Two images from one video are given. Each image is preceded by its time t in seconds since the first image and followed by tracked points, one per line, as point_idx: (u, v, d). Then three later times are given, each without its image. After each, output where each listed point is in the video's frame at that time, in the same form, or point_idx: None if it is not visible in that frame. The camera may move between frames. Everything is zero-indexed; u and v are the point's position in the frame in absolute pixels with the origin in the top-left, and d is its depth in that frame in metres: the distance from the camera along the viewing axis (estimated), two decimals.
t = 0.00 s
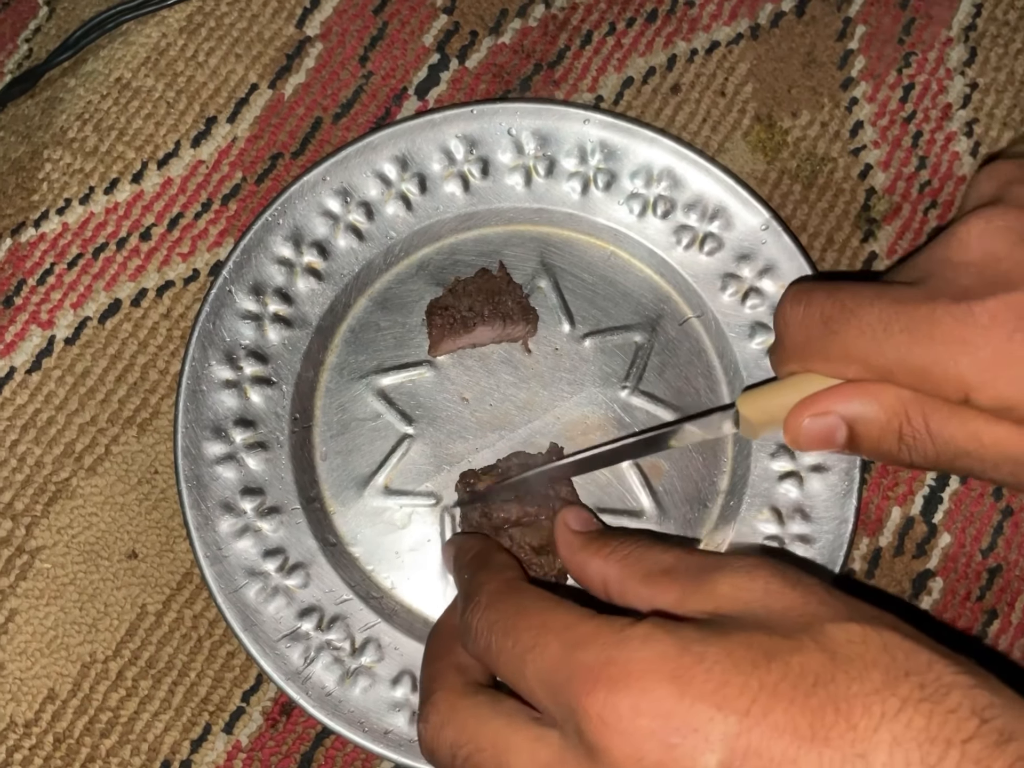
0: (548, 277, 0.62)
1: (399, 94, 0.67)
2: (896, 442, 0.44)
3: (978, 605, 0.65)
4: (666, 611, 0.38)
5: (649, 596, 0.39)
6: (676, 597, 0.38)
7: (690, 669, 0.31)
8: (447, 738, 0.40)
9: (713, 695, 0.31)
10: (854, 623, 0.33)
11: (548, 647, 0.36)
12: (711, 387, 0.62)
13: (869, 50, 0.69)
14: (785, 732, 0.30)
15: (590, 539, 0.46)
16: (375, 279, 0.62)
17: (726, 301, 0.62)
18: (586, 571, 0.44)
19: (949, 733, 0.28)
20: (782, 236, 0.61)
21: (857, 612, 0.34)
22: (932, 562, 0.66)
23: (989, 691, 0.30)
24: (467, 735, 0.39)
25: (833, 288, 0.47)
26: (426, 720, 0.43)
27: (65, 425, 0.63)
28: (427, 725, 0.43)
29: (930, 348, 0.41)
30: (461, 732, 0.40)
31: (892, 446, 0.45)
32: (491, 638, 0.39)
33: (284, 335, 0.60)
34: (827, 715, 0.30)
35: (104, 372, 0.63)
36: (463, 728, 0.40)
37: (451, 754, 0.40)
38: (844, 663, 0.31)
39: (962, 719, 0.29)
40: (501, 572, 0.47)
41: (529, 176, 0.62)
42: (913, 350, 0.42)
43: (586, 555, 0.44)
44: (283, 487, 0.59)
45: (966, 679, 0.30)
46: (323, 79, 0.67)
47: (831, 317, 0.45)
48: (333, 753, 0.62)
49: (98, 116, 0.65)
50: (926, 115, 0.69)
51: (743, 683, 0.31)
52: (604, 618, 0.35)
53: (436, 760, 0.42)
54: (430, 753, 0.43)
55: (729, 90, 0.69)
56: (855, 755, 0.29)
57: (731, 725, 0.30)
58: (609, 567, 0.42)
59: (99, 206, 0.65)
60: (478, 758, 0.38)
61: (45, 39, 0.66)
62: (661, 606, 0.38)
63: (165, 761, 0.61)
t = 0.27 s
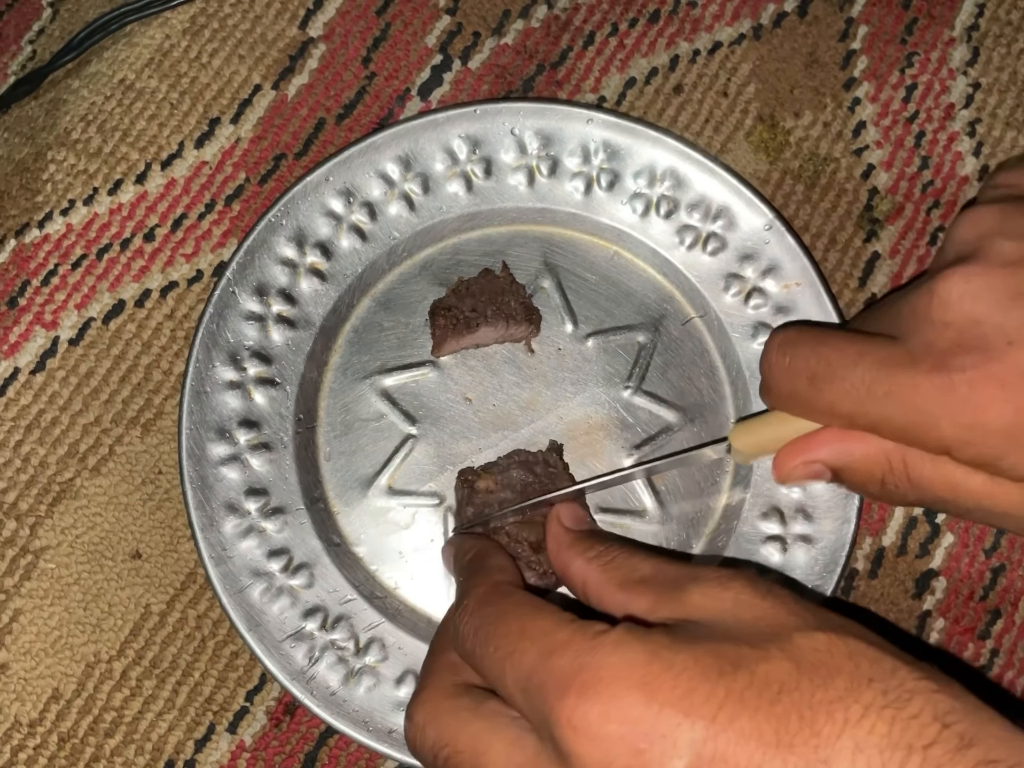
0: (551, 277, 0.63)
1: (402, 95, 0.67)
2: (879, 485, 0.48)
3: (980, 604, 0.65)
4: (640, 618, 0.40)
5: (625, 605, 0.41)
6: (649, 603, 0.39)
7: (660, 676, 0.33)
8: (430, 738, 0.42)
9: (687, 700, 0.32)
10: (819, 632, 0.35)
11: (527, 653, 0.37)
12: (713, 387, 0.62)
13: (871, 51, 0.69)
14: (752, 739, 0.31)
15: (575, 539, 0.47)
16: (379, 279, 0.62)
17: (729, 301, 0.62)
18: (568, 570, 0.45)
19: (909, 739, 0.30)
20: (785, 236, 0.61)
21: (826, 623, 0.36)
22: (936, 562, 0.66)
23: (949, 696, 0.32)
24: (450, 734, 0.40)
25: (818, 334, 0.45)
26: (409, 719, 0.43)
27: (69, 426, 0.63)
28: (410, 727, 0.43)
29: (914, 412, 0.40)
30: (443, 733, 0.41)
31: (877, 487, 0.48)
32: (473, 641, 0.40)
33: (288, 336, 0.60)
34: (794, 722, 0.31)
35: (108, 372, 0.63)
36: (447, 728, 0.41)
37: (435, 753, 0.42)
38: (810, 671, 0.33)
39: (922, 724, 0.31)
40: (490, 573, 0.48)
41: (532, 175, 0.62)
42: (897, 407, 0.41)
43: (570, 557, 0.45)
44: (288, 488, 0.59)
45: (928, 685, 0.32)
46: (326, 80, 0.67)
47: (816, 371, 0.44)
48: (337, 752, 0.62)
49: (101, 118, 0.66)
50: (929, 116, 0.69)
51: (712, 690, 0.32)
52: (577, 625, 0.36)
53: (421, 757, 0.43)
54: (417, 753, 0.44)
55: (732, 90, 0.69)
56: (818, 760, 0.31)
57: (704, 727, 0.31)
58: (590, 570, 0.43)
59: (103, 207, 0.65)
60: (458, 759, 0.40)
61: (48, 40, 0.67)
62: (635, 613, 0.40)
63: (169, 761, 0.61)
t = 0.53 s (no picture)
0: (553, 277, 0.62)
1: (403, 95, 0.67)
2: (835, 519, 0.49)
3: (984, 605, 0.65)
4: (638, 622, 0.41)
5: (624, 610, 0.42)
6: (648, 607, 0.41)
7: (652, 683, 0.32)
8: (424, 746, 0.42)
9: (676, 708, 0.31)
10: (815, 638, 0.34)
11: (519, 661, 0.37)
12: (716, 388, 0.62)
13: (875, 50, 0.69)
14: (744, 746, 0.30)
15: (575, 549, 0.48)
16: (380, 280, 0.62)
17: (732, 301, 0.62)
18: (570, 581, 0.47)
19: (899, 747, 0.29)
20: (788, 236, 0.60)
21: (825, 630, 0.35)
22: (940, 563, 0.65)
23: (942, 704, 0.31)
24: (443, 742, 0.40)
25: (778, 362, 0.46)
26: (404, 725, 0.44)
27: (69, 427, 0.63)
28: (406, 734, 0.44)
29: (841, 446, 0.40)
30: (436, 741, 0.41)
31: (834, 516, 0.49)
32: (468, 649, 0.41)
33: (289, 338, 0.60)
34: (783, 728, 0.30)
35: (108, 373, 0.63)
36: (440, 736, 0.41)
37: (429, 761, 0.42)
38: (803, 678, 0.32)
39: (914, 734, 0.30)
40: (484, 581, 0.48)
41: (533, 175, 0.62)
42: (824, 436, 0.41)
43: (571, 568, 0.47)
44: (289, 490, 0.59)
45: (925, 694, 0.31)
46: (327, 80, 0.67)
47: (764, 394, 0.45)
48: (338, 754, 0.62)
49: (101, 118, 0.65)
50: (932, 115, 0.69)
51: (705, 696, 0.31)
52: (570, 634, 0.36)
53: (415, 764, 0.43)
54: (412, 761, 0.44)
55: (734, 89, 0.68)
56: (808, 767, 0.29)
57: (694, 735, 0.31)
58: (591, 579, 0.45)
59: (103, 208, 0.65)
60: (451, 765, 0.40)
61: (49, 40, 0.66)
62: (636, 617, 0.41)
63: (170, 764, 0.61)
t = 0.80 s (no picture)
0: (553, 278, 0.62)
1: (403, 96, 0.67)
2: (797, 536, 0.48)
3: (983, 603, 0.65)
4: (637, 625, 0.41)
5: (622, 611, 0.42)
6: (646, 611, 0.40)
7: (658, 689, 0.32)
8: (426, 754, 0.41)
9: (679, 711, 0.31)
10: (810, 638, 0.34)
11: (521, 669, 0.37)
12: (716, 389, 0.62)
13: (875, 51, 0.69)
14: (749, 748, 0.31)
15: (570, 551, 0.49)
16: (380, 281, 0.62)
17: (732, 302, 0.62)
18: (565, 584, 0.47)
19: (895, 744, 0.31)
20: (789, 237, 0.60)
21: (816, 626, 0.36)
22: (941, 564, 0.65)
23: (934, 701, 0.32)
24: (447, 749, 0.40)
25: (714, 380, 0.46)
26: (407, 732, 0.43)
27: (70, 429, 0.63)
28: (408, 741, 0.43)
29: (761, 466, 0.41)
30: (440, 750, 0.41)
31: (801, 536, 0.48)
32: (466, 656, 0.40)
33: (289, 339, 0.60)
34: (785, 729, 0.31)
35: (109, 374, 0.63)
36: (443, 744, 0.41)
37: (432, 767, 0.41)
38: (801, 679, 0.32)
39: (908, 731, 0.31)
40: (480, 588, 0.48)
41: (534, 175, 0.62)
42: (745, 450, 0.42)
43: (568, 572, 0.47)
44: (290, 492, 0.59)
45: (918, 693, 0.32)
46: (327, 81, 0.67)
47: (699, 412, 0.46)
48: (339, 754, 0.62)
49: (102, 119, 0.66)
50: (933, 116, 0.69)
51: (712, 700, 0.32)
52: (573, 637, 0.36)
53: None
54: None
55: (735, 90, 0.68)
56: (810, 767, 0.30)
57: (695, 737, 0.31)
58: (586, 581, 0.45)
59: (104, 209, 0.65)
60: None
61: (50, 42, 0.67)
62: (633, 619, 0.41)
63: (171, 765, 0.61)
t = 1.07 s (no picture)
0: (556, 280, 0.63)
1: (407, 98, 0.67)
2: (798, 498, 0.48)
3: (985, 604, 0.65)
4: (649, 612, 0.41)
5: (632, 601, 0.42)
6: (657, 598, 0.41)
7: (670, 676, 0.32)
8: (435, 746, 0.41)
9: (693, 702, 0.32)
10: (820, 626, 0.34)
11: (530, 661, 0.37)
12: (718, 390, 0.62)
13: (877, 53, 0.69)
14: (759, 734, 0.31)
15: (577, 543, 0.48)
16: (384, 283, 0.62)
17: (734, 305, 0.62)
18: (575, 575, 0.47)
19: (903, 730, 0.30)
20: (791, 239, 0.60)
21: (827, 612, 0.36)
22: (943, 565, 0.65)
23: (941, 690, 0.32)
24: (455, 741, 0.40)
25: (740, 353, 0.46)
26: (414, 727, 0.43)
27: (75, 430, 0.63)
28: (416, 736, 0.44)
29: (780, 434, 0.41)
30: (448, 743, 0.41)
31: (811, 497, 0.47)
32: (474, 649, 0.40)
33: (292, 341, 0.60)
34: (795, 715, 0.31)
35: (114, 376, 0.63)
36: (451, 736, 0.41)
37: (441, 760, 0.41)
38: (811, 666, 0.32)
39: (916, 718, 0.31)
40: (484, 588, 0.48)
41: (536, 178, 0.62)
42: (766, 418, 0.42)
43: (576, 563, 0.47)
44: (294, 493, 0.59)
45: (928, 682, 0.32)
46: (331, 84, 0.67)
47: (725, 383, 0.45)
48: (343, 754, 0.62)
49: (107, 122, 0.66)
50: (935, 117, 0.69)
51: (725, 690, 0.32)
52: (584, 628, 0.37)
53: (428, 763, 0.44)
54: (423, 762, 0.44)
55: (736, 93, 0.69)
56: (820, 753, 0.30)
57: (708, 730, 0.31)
58: (596, 572, 0.45)
59: (108, 212, 0.65)
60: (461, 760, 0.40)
61: (55, 46, 0.67)
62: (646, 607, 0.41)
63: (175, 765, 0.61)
